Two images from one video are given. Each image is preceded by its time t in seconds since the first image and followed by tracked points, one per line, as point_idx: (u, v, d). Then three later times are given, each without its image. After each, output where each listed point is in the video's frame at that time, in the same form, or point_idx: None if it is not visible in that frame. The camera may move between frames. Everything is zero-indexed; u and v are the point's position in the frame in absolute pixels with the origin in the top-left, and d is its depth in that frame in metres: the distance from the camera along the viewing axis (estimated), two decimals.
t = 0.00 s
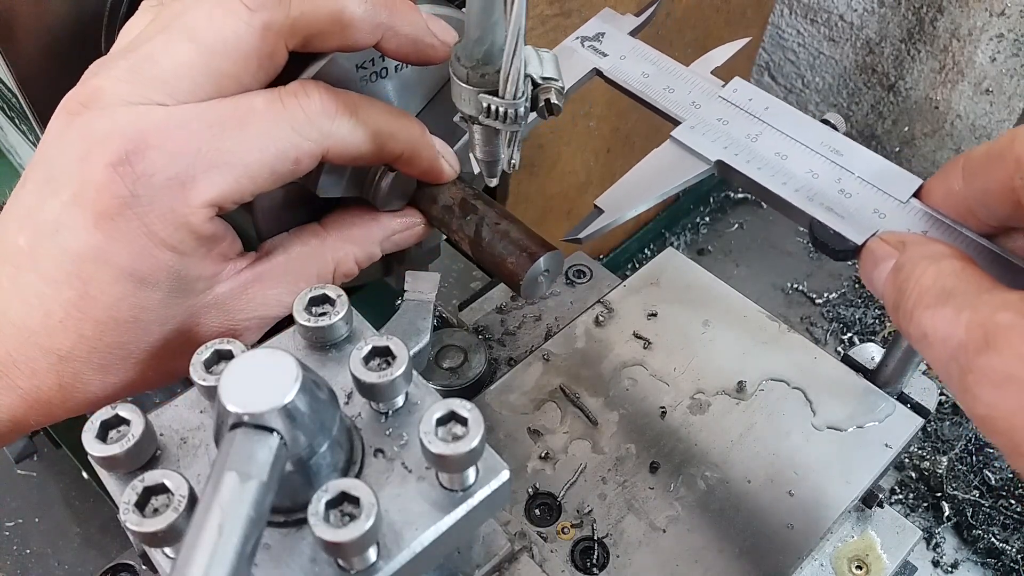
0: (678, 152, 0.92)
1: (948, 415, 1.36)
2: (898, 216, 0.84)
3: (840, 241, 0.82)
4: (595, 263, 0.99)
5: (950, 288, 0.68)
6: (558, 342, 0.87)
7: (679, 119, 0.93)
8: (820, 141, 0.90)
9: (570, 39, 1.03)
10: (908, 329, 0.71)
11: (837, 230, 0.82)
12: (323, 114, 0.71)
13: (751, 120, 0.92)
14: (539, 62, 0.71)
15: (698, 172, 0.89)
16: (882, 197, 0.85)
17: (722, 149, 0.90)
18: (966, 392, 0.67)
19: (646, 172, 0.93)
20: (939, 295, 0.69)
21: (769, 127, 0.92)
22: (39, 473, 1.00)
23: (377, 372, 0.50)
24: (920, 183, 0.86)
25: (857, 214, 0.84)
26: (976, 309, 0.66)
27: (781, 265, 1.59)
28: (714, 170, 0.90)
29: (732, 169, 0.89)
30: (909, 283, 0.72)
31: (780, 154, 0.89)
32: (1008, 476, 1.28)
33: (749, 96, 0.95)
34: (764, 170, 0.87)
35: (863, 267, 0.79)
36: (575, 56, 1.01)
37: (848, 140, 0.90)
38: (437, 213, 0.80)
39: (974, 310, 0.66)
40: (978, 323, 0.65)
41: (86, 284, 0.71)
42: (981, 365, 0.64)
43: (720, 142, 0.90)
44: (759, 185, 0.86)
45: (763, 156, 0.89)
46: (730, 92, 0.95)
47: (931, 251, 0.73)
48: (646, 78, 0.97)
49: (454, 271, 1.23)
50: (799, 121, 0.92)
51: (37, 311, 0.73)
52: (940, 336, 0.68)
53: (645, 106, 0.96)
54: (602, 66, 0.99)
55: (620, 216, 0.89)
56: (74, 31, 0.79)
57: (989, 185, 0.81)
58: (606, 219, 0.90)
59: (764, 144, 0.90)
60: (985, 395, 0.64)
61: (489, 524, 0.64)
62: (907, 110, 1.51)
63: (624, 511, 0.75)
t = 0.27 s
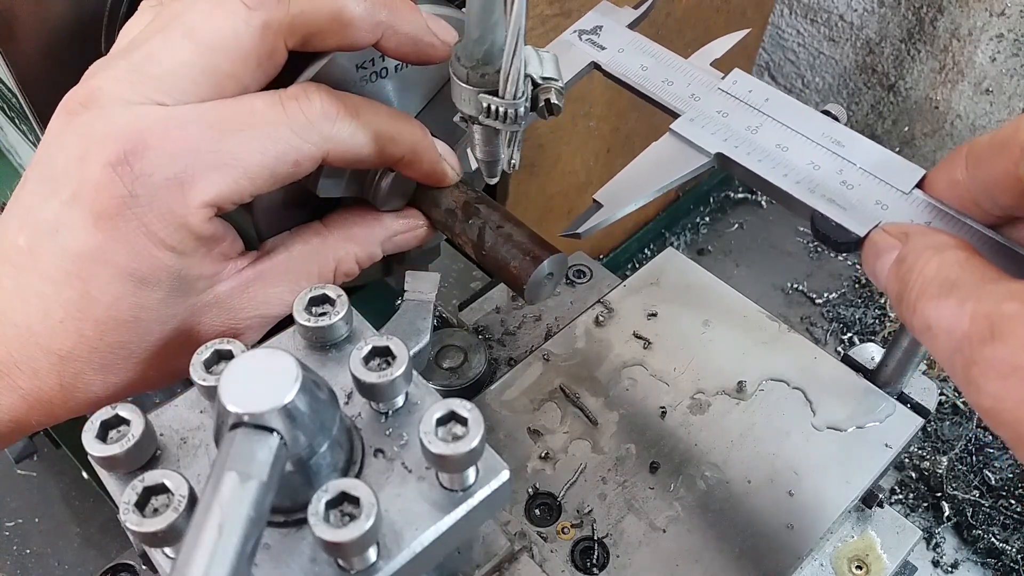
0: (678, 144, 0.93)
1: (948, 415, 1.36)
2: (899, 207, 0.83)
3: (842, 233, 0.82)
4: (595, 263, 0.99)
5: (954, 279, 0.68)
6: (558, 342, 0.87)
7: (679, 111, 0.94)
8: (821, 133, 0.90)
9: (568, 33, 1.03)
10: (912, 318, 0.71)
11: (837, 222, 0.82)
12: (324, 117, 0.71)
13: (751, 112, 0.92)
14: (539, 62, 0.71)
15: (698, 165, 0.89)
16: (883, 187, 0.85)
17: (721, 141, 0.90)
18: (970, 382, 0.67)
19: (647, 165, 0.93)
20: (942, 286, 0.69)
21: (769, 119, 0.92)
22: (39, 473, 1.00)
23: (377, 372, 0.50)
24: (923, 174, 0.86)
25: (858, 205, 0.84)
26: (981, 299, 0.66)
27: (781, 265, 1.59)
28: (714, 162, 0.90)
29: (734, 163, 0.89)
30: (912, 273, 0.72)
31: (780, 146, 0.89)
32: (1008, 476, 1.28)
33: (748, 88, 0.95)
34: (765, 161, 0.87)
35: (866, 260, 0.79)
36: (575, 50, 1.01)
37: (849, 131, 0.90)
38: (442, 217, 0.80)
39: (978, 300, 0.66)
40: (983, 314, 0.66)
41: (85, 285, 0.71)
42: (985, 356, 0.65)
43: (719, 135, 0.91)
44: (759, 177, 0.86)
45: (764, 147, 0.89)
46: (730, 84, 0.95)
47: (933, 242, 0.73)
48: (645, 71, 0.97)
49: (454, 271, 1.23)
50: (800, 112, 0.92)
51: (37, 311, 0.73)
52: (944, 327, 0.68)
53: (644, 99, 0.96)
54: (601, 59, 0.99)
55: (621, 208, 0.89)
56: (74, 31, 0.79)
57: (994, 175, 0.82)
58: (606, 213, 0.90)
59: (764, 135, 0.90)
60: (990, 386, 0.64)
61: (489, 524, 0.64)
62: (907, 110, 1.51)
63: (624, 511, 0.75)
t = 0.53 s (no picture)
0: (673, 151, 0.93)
1: (948, 415, 1.36)
2: (894, 215, 0.84)
3: (836, 242, 0.82)
4: (595, 263, 0.99)
5: (946, 287, 0.68)
6: (558, 342, 0.87)
7: (675, 118, 0.94)
8: (817, 140, 0.90)
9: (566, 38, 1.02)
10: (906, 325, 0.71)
11: (832, 230, 0.82)
12: (324, 118, 0.71)
13: (746, 119, 0.92)
14: (539, 62, 0.71)
15: (692, 172, 0.89)
16: (878, 195, 0.85)
17: (717, 148, 0.90)
18: (962, 391, 0.66)
19: (641, 172, 0.92)
20: (934, 294, 0.69)
21: (764, 126, 0.92)
22: (40, 473, 1.00)
23: (377, 372, 0.50)
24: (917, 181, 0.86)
25: (853, 212, 0.84)
26: (972, 308, 0.66)
27: (781, 265, 1.59)
28: (709, 169, 0.90)
29: (730, 170, 0.89)
30: (906, 281, 0.72)
31: (776, 153, 0.89)
32: (1008, 476, 1.28)
33: (744, 95, 0.95)
34: (760, 169, 0.87)
35: (861, 266, 0.79)
36: (571, 56, 1.01)
37: (844, 138, 0.90)
38: (441, 217, 0.80)
39: (970, 309, 0.66)
40: (973, 322, 0.65)
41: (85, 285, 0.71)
42: (976, 365, 0.64)
43: (715, 142, 0.91)
44: (754, 184, 0.86)
45: (759, 155, 0.89)
46: (726, 91, 0.95)
47: (927, 249, 0.73)
48: (641, 77, 0.97)
49: (454, 271, 1.23)
50: (795, 119, 0.92)
51: (38, 310, 0.73)
52: (935, 335, 0.68)
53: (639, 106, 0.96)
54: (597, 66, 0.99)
55: (616, 215, 0.89)
56: (75, 31, 0.79)
57: (987, 182, 0.82)
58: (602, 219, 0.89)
59: (759, 143, 0.90)
60: (981, 395, 0.64)
61: (489, 524, 0.64)
62: (907, 110, 1.51)
63: (624, 511, 0.75)
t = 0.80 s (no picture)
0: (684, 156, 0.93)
1: (948, 415, 1.36)
2: (904, 222, 0.84)
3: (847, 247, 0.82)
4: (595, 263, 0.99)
5: (955, 294, 0.68)
6: (558, 342, 0.87)
7: (686, 123, 0.94)
8: (828, 146, 0.90)
9: (578, 43, 1.03)
10: (914, 332, 0.71)
11: (842, 235, 0.82)
12: (319, 104, 0.71)
13: (757, 125, 0.92)
14: (539, 62, 0.71)
15: (703, 177, 0.89)
16: (889, 202, 0.85)
17: (727, 153, 0.90)
18: (970, 400, 0.66)
19: (651, 177, 0.93)
20: (944, 301, 0.69)
21: (775, 132, 0.92)
22: (39, 473, 1.00)
23: (377, 372, 0.50)
24: (929, 189, 0.86)
25: (864, 219, 0.84)
26: (981, 316, 0.65)
27: (780, 265, 1.59)
28: (720, 174, 0.90)
29: (740, 175, 0.89)
30: (916, 287, 0.72)
31: (786, 158, 0.89)
32: (1008, 476, 1.28)
33: (756, 101, 0.95)
34: (770, 174, 0.87)
35: (870, 271, 0.79)
36: (583, 61, 1.01)
37: (855, 145, 0.90)
38: (441, 217, 0.80)
39: (979, 317, 0.66)
40: (982, 331, 0.64)
41: (85, 285, 0.71)
42: (984, 373, 0.64)
43: (725, 146, 0.91)
44: (764, 189, 0.87)
45: (770, 160, 0.89)
46: (737, 96, 0.95)
47: (937, 257, 0.73)
48: (653, 82, 0.97)
49: (454, 271, 1.23)
50: (807, 124, 0.92)
51: (37, 310, 0.73)
52: (944, 343, 0.68)
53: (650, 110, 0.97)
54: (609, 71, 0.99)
55: (626, 220, 0.89)
56: (75, 31, 0.79)
57: (1000, 190, 0.79)
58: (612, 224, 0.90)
59: (770, 148, 0.90)
60: (989, 404, 0.63)
61: (489, 524, 0.64)
62: (907, 110, 1.51)
63: (624, 511, 0.75)
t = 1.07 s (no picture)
0: (703, 165, 0.94)
1: (948, 415, 1.36)
2: (925, 234, 0.84)
3: (865, 259, 0.83)
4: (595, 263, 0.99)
5: (976, 311, 0.68)
6: (559, 342, 0.87)
7: (705, 131, 0.94)
8: (849, 157, 0.90)
9: (598, 50, 1.05)
10: (935, 348, 0.71)
11: (861, 247, 0.82)
12: (291, 86, 0.72)
13: (777, 133, 0.93)
14: (539, 62, 0.71)
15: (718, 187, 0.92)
16: (909, 214, 0.85)
17: (746, 162, 0.90)
18: (991, 418, 0.66)
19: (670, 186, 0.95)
20: (965, 316, 0.69)
21: (796, 141, 0.92)
22: (39, 473, 1.00)
23: (377, 372, 0.50)
24: (953, 202, 0.85)
25: (883, 230, 0.84)
26: (1003, 334, 0.66)
27: (781, 264, 1.59)
28: (739, 183, 0.91)
29: (758, 184, 0.89)
30: (937, 302, 0.72)
31: (806, 168, 0.89)
32: (1008, 476, 1.28)
33: (776, 109, 0.95)
34: (789, 183, 0.88)
35: (890, 284, 0.79)
36: (602, 67, 1.02)
37: (877, 156, 0.90)
38: (441, 217, 0.79)
39: (1002, 334, 0.66)
40: (1005, 347, 0.65)
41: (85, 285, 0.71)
42: (1007, 392, 0.64)
43: (745, 155, 0.91)
44: (783, 199, 0.87)
45: (789, 169, 0.89)
46: (758, 105, 0.96)
47: (958, 272, 0.73)
48: (673, 90, 0.98)
49: (454, 271, 1.23)
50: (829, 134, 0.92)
51: (36, 310, 0.73)
52: (965, 359, 0.68)
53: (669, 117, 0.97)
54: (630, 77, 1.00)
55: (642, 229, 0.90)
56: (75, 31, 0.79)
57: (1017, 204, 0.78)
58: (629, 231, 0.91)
59: (791, 157, 0.90)
60: (1012, 424, 0.64)
61: (489, 523, 0.64)
62: (907, 110, 1.51)
63: (624, 510, 0.75)
